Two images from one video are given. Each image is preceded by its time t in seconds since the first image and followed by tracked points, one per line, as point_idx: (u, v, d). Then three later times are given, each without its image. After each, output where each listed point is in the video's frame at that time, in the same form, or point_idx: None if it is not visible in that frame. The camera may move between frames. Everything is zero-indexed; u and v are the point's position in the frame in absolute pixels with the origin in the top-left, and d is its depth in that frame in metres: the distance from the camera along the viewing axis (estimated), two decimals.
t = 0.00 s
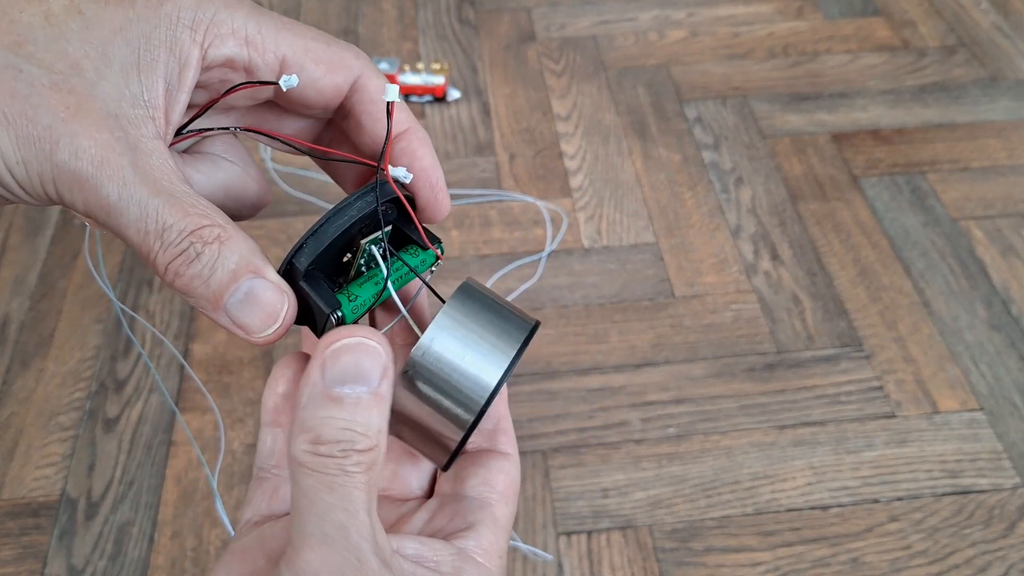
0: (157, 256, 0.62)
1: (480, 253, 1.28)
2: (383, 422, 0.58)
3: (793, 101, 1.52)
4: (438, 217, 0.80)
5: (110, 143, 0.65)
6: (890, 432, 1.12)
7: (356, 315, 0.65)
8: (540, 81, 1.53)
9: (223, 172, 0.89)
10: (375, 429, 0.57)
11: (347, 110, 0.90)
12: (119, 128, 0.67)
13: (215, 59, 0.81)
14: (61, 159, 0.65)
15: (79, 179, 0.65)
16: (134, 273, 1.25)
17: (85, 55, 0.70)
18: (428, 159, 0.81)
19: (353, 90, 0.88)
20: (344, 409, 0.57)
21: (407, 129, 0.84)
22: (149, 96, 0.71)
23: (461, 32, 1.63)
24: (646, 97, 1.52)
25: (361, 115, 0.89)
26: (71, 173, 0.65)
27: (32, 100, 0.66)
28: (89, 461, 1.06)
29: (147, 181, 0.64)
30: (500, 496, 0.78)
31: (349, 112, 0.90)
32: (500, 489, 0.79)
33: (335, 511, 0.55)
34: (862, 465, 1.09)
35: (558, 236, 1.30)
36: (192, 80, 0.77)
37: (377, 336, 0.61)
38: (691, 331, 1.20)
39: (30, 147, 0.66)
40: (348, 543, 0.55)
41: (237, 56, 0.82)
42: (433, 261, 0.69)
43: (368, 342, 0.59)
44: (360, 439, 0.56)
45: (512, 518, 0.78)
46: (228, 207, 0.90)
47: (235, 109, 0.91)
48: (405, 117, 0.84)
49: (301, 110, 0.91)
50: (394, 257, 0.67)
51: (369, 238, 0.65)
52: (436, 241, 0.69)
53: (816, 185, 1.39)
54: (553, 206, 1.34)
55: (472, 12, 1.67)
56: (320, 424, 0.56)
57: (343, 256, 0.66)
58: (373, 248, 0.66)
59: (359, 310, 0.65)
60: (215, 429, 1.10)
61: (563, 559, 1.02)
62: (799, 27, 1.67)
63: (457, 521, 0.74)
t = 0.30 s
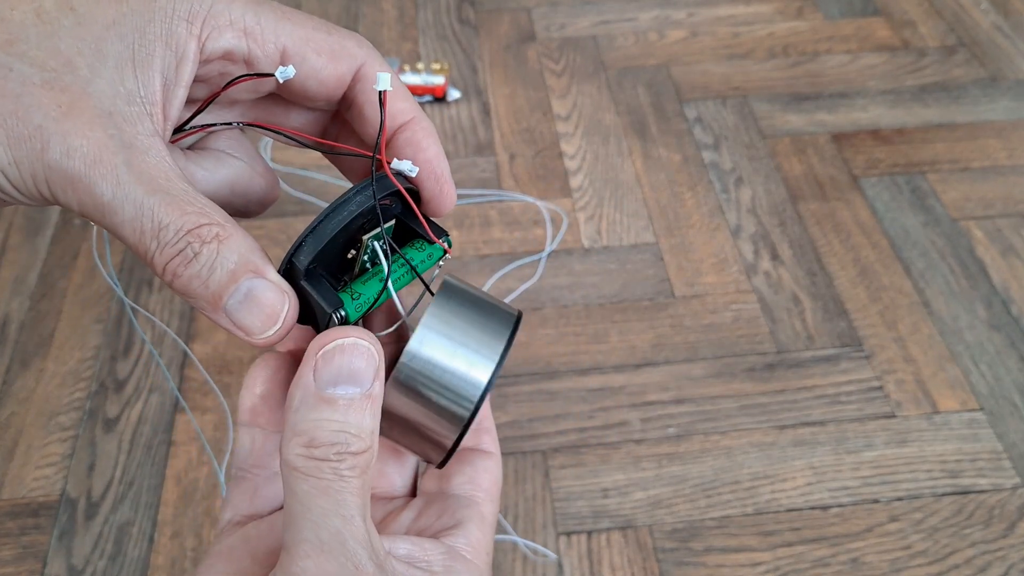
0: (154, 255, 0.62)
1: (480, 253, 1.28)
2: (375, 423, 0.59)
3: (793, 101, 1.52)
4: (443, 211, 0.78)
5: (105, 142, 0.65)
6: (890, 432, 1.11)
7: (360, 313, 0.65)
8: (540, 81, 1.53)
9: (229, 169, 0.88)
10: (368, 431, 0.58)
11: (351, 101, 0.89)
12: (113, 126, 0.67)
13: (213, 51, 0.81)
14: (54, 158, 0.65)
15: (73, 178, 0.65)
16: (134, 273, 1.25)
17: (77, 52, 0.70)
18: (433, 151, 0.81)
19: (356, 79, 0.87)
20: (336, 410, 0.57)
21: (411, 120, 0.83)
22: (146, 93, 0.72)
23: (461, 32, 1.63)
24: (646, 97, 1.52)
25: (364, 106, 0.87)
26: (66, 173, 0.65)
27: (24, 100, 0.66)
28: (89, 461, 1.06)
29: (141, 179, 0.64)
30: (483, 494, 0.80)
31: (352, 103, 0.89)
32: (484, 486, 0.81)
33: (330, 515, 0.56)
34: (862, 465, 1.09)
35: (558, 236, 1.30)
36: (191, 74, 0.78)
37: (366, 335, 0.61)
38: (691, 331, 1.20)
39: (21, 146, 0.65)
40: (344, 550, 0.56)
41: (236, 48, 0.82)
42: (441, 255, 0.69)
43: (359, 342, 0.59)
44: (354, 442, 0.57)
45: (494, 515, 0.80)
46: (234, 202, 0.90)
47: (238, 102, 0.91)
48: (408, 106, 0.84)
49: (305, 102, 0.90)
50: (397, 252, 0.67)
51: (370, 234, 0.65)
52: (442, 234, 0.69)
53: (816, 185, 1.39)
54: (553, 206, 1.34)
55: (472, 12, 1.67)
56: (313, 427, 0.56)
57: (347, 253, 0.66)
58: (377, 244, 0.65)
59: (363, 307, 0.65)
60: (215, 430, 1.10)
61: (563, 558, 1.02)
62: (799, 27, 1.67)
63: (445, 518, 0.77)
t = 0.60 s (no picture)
0: (152, 256, 0.62)
1: (480, 253, 1.28)
2: (378, 436, 0.57)
3: (793, 101, 1.52)
4: (444, 218, 0.79)
5: (102, 142, 0.65)
6: (890, 432, 1.11)
7: (359, 318, 0.63)
8: (540, 81, 1.53)
9: (229, 172, 0.88)
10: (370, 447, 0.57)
11: (353, 105, 0.89)
12: (111, 127, 0.67)
13: (215, 53, 0.81)
14: (51, 159, 0.65)
15: (70, 178, 0.65)
16: (134, 273, 1.24)
17: (77, 52, 0.70)
18: (434, 156, 0.81)
19: (358, 84, 0.86)
20: (336, 427, 0.55)
21: (414, 126, 0.83)
22: (146, 94, 0.72)
23: (461, 32, 1.63)
24: (646, 97, 1.52)
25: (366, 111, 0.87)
26: (62, 174, 0.65)
27: (22, 100, 0.66)
28: (89, 461, 1.06)
29: (139, 180, 0.64)
30: (503, 506, 0.81)
31: (354, 107, 0.88)
32: (504, 500, 0.82)
33: (325, 527, 0.57)
34: (862, 465, 1.09)
35: (558, 236, 1.30)
36: (192, 75, 0.78)
37: (377, 346, 0.58)
38: (691, 331, 1.20)
39: (18, 146, 0.66)
40: (336, 560, 0.58)
41: (238, 50, 0.82)
42: (440, 261, 0.67)
43: (369, 360, 0.56)
44: (355, 458, 0.56)
45: (514, 533, 0.80)
46: (234, 205, 0.90)
47: (240, 105, 0.91)
48: (411, 114, 0.84)
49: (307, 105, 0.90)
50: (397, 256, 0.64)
51: (370, 238, 0.64)
52: (443, 240, 0.67)
53: (816, 185, 1.39)
54: (553, 206, 1.34)
55: (472, 12, 1.67)
56: (313, 439, 0.55)
57: (347, 256, 0.64)
58: (376, 248, 0.64)
59: (362, 312, 0.63)
60: (215, 430, 1.10)
61: (563, 559, 1.02)
62: (799, 27, 1.67)
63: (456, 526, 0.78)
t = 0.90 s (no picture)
0: (145, 250, 0.62)
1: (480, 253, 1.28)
2: (382, 405, 0.56)
3: (793, 101, 1.52)
4: (445, 220, 0.79)
5: (95, 136, 0.65)
6: (889, 432, 1.11)
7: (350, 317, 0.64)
8: (540, 81, 1.53)
9: (227, 170, 0.88)
10: (367, 414, 0.55)
11: (349, 106, 0.88)
12: (105, 122, 0.67)
13: (210, 50, 0.80)
14: (43, 151, 0.65)
15: (63, 172, 0.65)
16: (134, 273, 1.24)
17: (72, 46, 0.70)
18: (433, 158, 0.80)
19: (354, 85, 0.86)
20: (330, 398, 0.55)
21: (411, 128, 0.83)
22: (140, 89, 0.72)
23: (461, 32, 1.63)
24: (646, 97, 1.52)
25: (362, 113, 0.87)
26: (55, 168, 0.65)
27: (15, 93, 0.66)
28: (88, 461, 1.06)
29: (133, 174, 0.64)
30: (547, 449, 0.67)
31: (350, 109, 0.88)
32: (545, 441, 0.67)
33: (341, 519, 0.53)
34: (862, 465, 1.09)
35: (558, 236, 1.30)
36: (186, 71, 0.77)
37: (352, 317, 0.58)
38: (691, 331, 1.20)
39: (11, 140, 0.66)
40: (359, 553, 0.53)
41: (234, 47, 0.82)
42: (437, 265, 0.67)
43: (340, 322, 0.56)
44: (353, 428, 0.54)
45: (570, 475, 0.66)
46: (231, 203, 0.89)
47: (236, 103, 0.91)
48: (409, 116, 0.84)
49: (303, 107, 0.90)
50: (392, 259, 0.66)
51: (365, 238, 0.64)
52: (442, 244, 0.67)
53: (816, 185, 1.39)
54: (553, 206, 1.34)
55: (472, 12, 1.67)
56: (309, 421, 0.54)
57: (342, 256, 0.64)
58: (372, 248, 0.64)
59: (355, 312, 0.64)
60: (215, 430, 1.10)
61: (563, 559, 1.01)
62: (799, 27, 1.67)
63: (494, 495, 0.66)
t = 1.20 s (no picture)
0: (135, 254, 0.62)
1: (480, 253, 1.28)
2: (345, 392, 0.57)
3: (793, 101, 1.52)
4: (442, 226, 0.78)
5: (86, 140, 0.65)
6: (889, 432, 1.11)
7: (340, 328, 0.64)
8: (540, 81, 1.53)
9: (224, 171, 0.88)
10: (331, 400, 0.56)
11: (345, 111, 0.89)
12: (97, 125, 0.67)
13: (204, 51, 0.80)
14: (35, 155, 0.65)
15: (55, 176, 0.65)
16: (133, 273, 1.24)
17: (64, 47, 0.70)
18: (428, 165, 0.81)
19: (351, 89, 0.87)
20: (292, 389, 0.56)
21: (407, 135, 0.83)
22: (133, 92, 0.72)
23: (461, 32, 1.63)
24: (646, 97, 1.52)
25: (360, 118, 0.87)
26: (47, 171, 0.65)
27: (7, 95, 0.66)
28: (88, 462, 1.06)
29: (124, 178, 0.64)
30: (539, 426, 0.69)
31: (346, 113, 0.89)
32: (538, 417, 0.69)
33: (308, 502, 0.53)
34: (862, 465, 1.09)
35: (558, 236, 1.30)
36: (180, 74, 0.78)
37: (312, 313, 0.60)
38: (691, 331, 1.20)
39: (3, 143, 0.66)
40: (327, 534, 0.52)
41: (229, 49, 0.82)
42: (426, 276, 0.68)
43: (297, 316, 0.58)
44: (318, 413, 0.55)
45: (560, 450, 0.68)
46: (227, 204, 0.90)
47: (232, 105, 0.91)
48: (406, 123, 0.83)
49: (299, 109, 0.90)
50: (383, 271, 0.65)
51: (358, 250, 0.64)
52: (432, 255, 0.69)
53: (816, 186, 1.39)
54: (553, 206, 1.34)
55: (472, 12, 1.67)
56: (274, 411, 0.56)
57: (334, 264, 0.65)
58: (364, 260, 0.64)
59: (343, 322, 0.64)
60: (214, 430, 1.10)
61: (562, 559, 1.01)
62: (799, 27, 1.67)
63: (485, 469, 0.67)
